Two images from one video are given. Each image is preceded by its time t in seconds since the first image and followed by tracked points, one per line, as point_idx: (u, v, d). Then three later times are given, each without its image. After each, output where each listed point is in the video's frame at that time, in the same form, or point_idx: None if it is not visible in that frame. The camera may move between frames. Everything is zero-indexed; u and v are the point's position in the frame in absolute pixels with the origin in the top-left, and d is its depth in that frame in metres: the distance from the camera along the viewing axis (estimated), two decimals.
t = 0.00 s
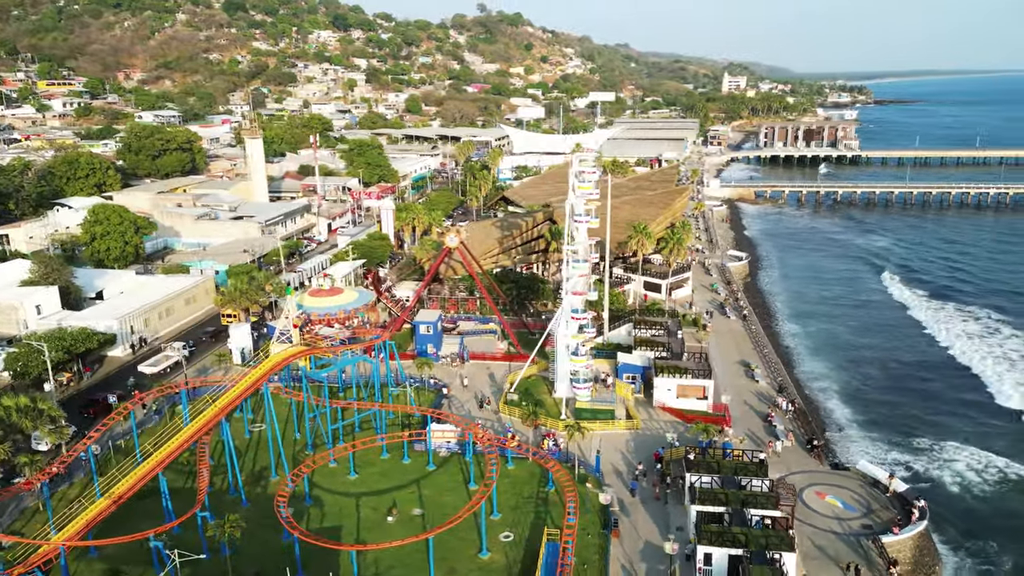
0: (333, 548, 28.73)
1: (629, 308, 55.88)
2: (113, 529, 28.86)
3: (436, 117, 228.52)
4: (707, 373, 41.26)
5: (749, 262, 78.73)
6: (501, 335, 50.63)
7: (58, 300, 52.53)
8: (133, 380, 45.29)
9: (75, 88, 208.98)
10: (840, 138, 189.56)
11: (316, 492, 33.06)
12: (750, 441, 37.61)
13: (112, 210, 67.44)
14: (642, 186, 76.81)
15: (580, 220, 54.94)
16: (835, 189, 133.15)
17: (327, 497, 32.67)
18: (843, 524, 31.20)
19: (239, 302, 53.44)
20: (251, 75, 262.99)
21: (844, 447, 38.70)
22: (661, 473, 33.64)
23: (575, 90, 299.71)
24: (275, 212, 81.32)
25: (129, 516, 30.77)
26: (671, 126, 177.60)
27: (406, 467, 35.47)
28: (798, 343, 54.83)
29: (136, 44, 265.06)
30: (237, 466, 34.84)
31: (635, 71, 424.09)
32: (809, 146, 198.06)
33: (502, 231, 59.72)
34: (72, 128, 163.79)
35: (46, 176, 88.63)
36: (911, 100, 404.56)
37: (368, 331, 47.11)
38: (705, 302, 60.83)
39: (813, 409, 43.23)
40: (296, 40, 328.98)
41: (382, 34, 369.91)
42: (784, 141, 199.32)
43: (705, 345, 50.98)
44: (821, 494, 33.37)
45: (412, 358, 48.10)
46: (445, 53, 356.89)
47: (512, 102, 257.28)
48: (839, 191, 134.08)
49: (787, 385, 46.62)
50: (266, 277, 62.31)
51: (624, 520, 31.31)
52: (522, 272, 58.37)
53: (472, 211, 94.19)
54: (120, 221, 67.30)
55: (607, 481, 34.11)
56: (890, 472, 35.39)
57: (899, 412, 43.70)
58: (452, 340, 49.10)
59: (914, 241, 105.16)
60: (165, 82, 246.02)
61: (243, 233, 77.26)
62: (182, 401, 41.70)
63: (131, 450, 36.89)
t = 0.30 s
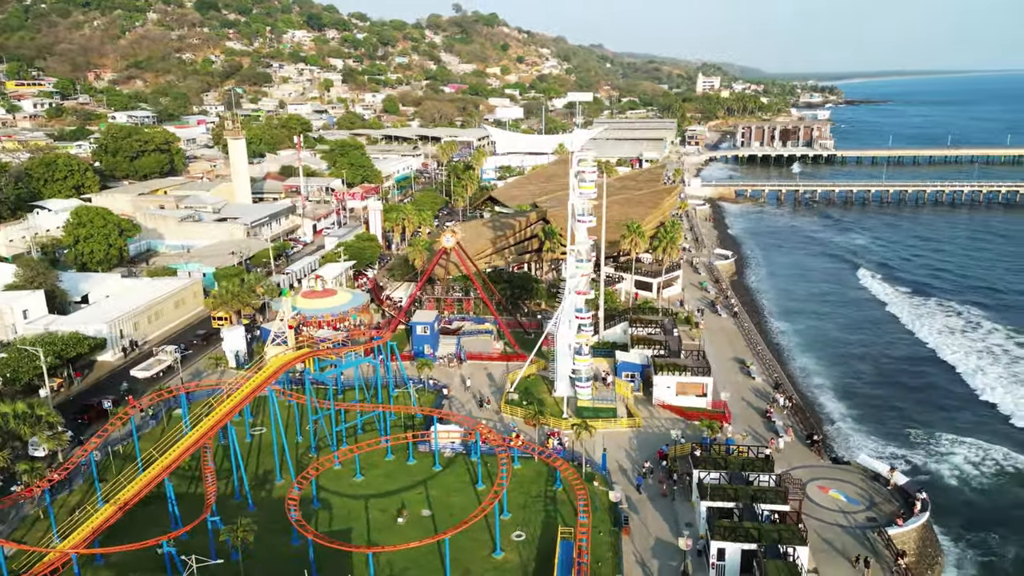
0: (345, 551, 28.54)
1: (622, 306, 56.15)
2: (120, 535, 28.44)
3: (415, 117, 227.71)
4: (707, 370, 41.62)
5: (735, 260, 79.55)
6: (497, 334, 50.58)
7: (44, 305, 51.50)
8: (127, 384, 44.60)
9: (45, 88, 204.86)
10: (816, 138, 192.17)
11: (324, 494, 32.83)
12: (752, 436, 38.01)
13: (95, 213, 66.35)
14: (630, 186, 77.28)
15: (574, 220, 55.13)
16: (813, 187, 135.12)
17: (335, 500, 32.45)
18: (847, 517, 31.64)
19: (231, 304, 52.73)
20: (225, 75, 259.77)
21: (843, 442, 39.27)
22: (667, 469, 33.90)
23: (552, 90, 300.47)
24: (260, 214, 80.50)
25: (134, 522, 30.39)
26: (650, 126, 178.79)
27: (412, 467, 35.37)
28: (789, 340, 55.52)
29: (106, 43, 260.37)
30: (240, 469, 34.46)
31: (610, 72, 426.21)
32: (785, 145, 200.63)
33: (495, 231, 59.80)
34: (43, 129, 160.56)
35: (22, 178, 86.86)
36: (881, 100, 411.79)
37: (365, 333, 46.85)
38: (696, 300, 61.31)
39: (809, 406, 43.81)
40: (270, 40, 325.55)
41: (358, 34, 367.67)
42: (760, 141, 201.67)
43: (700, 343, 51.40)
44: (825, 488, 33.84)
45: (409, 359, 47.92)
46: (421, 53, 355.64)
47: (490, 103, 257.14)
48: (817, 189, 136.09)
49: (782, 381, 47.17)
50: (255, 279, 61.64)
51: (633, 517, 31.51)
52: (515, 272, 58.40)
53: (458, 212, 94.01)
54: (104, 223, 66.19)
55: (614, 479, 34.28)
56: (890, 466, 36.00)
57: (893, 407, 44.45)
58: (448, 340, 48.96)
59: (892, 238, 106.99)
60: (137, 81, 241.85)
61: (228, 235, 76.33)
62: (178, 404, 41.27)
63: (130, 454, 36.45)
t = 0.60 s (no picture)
0: (358, 553, 28.37)
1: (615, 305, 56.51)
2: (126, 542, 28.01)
3: (393, 117, 226.66)
4: (705, 368, 42.04)
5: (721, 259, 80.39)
6: (493, 335, 50.58)
7: (30, 309, 50.41)
8: (120, 389, 43.98)
9: (13, 88, 200.46)
10: (792, 138, 194.65)
11: (331, 497, 32.60)
12: (753, 432, 38.44)
13: (78, 215, 65.07)
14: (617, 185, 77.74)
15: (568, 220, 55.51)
16: (791, 186, 137.09)
17: (342, 502, 32.25)
18: (851, 510, 32.11)
19: (223, 307, 52.07)
20: (198, 75, 256.22)
21: (841, 437, 39.86)
22: (673, 467, 34.18)
23: (529, 91, 300.97)
24: (245, 215, 79.66)
25: (139, 528, 29.95)
26: (629, 126, 179.83)
27: (418, 468, 35.26)
28: (780, 337, 56.22)
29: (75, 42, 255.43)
30: (245, 472, 34.12)
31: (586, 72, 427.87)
32: (761, 145, 203.16)
33: (487, 231, 60.20)
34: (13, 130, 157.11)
35: None
36: (851, 100, 418.75)
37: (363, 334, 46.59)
38: (687, 299, 61.81)
39: (805, 401, 44.40)
40: (244, 40, 321.81)
41: (333, 34, 365.06)
42: (738, 141, 203.88)
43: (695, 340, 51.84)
44: (827, 482, 34.28)
45: (406, 360, 47.75)
46: (397, 53, 354.05)
47: (468, 103, 256.81)
48: (795, 188, 138.06)
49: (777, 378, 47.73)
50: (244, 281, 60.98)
51: (642, 514, 31.70)
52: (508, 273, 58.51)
53: (444, 212, 93.78)
54: (88, 226, 65.04)
55: (620, 477, 34.44)
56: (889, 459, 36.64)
57: (887, 402, 45.23)
58: (444, 341, 48.84)
59: (870, 236, 108.79)
60: (107, 82, 237.40)
61: (212, 237, 75.35)
62: (176, 409, 40.77)
63: (129, 460, 35.96)
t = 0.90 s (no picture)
0: (371, 556, 28.19)
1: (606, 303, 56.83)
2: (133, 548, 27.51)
3: (371, 118, 225.57)
4: (703, 365, 42.40)
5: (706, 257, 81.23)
6: (490, 335, 50.59)
7: (15, 314, 49.41)
8: (113, 395, 43.19)
9: None
10: (768, 137, 197.17)
11: (339, 500, 32.37)
12: (755, 429, 38.83)
13: (60, 218, 64.24)
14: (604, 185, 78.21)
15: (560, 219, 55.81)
16: (769, 186, 138.86)
17: (351, 505, 32.02)
18: (855, 504, 32.59)
19: (214, 309, 51.39)
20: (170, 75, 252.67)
21: (839, 433, 40.48)
22: (679, 464, 34.45)
23: (506, 91, 301.37)
24: (229, 217, 78.88)
25: (145, 535, 29.48)
26: (609, 127, 180.56)
27: (424, 469, 35.18)
28: (770, 335, 56.95)
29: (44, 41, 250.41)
30: (247, 477, 33.75)
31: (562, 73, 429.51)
32: (738, 145, 205.38)
33: (480, 231, 60.29)
34: None
35: None
36: (823, 101, 424.99)
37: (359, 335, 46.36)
38: (677, 297, 62.34)
39: (800, 398, 44.98)
40: (217, 40, 317.33)
41: (307, 34, 362.32)
42: (715, 140, 206.07)
43: (689, 338, 52.33)
44: (830, 476, 34.73)
45: (403, 362, 47.57)
46: (373, 53, 352.45)
47: (445, 103, 256.46)
48: (774, 188, 139.80)
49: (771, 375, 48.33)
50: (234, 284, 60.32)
51: (651, 511, 31.90)
52: (500, 274, 58.63)
53: (429, 213, 93.59)
54: (70, 229, 64.03)
55: (626, 475, 34.64)
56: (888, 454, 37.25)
57: (880, 397, 46.02)
58: (440, 342, 48.74)
59: (848, 235, 110.55)
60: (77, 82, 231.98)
61: (196, 239, 74.48)
62: (173, 414, 40.26)
63: (129, 467, 35.47)
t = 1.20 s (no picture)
0: (384, 558, 28.04)
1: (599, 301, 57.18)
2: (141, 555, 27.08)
3: (348, 118, 224.07)
4: (701, 363, 42.78)
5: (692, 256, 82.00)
6: (485, 335, 50.61)
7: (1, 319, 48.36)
8: (106, 400, 42.45)
9: None
10: (745, 137, 199.27)
11: (347, 502, 32.18)
12: (755, 425, 39.29)
13: (42, 222, 63.39)
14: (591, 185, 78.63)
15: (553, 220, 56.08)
16: (748, 185, 140.42)
17: (358, 508, 31.83)
18: (858, 497, 33.09)
19: (205, 312, 50.61)
20: (142, 75, 248.60)
21: (836, 428, 41.15)
22: (684, 460, 34.73)
23: (483, 91, 301.13)
24: (214, 219, 77.94)
25: (151, 542, 29.10)
26: (588, 127, 181.13)
27: (430, 470, 35.11)
28: (761, 332, 57.68)
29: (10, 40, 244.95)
30: (251, 481, 33.44)
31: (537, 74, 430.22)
32: (716, 145, 207.18)
33: (473, 232, 60.32)
34: None
35: None
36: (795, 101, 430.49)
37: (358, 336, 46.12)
38: (668, 295, 62.82)
39: (795, 394, 45.62)
40: (189, 40, 312.57)
41: (281, 33, 358.87)
42: (692, 140, 207.86)
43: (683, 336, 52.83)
44: (832, 471, 35.18)
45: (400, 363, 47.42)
46: (348, 53, 350.11)
47: (423, 104, 255.64)
48: (753, 187, 141.36)
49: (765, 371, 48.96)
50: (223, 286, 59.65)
51: (659, 508, 32.13)
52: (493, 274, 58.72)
53: (414, 214, 93.30)
54: (53, 232, 62.94)
55: (632, 472, 34.83)
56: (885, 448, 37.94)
57: (873, 392, 46.86)
58: (437, 343, 48.62)
59: (827, 232, 112.24)
60: (46, 82, 226.01)
61: (181, 241, 73.42)
62: (171, 419, 39.76)
63: (130, 473, 34.94)
